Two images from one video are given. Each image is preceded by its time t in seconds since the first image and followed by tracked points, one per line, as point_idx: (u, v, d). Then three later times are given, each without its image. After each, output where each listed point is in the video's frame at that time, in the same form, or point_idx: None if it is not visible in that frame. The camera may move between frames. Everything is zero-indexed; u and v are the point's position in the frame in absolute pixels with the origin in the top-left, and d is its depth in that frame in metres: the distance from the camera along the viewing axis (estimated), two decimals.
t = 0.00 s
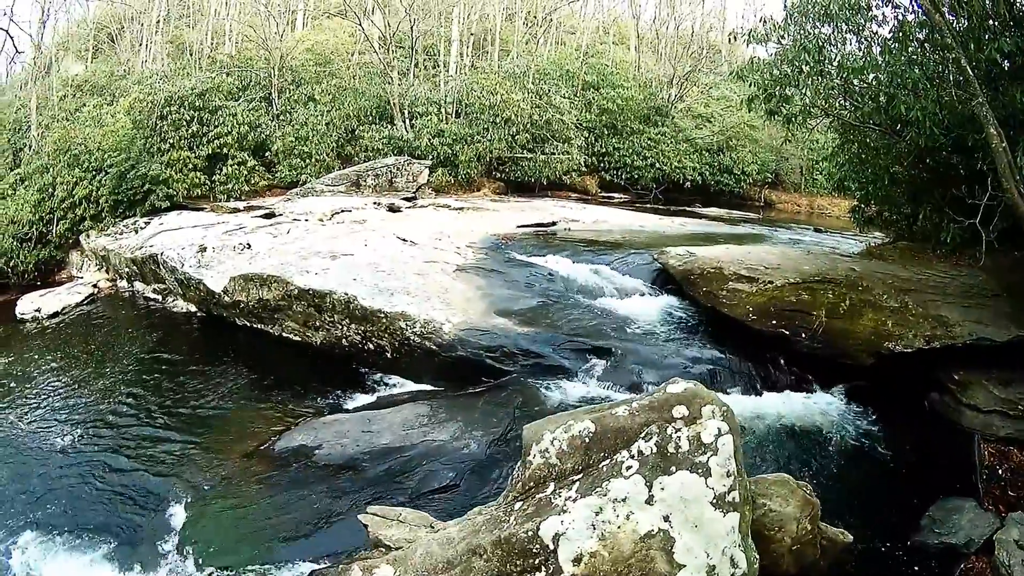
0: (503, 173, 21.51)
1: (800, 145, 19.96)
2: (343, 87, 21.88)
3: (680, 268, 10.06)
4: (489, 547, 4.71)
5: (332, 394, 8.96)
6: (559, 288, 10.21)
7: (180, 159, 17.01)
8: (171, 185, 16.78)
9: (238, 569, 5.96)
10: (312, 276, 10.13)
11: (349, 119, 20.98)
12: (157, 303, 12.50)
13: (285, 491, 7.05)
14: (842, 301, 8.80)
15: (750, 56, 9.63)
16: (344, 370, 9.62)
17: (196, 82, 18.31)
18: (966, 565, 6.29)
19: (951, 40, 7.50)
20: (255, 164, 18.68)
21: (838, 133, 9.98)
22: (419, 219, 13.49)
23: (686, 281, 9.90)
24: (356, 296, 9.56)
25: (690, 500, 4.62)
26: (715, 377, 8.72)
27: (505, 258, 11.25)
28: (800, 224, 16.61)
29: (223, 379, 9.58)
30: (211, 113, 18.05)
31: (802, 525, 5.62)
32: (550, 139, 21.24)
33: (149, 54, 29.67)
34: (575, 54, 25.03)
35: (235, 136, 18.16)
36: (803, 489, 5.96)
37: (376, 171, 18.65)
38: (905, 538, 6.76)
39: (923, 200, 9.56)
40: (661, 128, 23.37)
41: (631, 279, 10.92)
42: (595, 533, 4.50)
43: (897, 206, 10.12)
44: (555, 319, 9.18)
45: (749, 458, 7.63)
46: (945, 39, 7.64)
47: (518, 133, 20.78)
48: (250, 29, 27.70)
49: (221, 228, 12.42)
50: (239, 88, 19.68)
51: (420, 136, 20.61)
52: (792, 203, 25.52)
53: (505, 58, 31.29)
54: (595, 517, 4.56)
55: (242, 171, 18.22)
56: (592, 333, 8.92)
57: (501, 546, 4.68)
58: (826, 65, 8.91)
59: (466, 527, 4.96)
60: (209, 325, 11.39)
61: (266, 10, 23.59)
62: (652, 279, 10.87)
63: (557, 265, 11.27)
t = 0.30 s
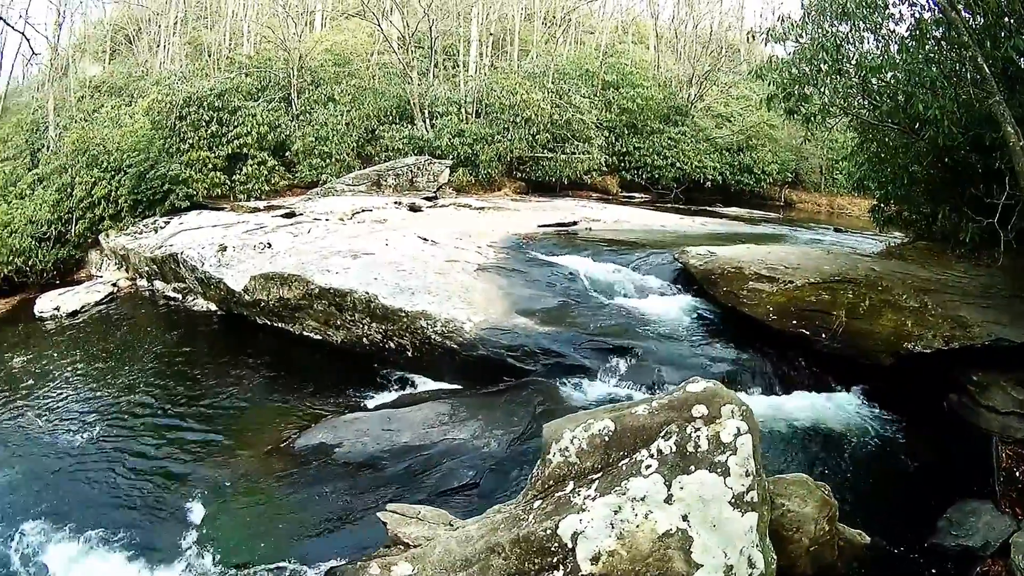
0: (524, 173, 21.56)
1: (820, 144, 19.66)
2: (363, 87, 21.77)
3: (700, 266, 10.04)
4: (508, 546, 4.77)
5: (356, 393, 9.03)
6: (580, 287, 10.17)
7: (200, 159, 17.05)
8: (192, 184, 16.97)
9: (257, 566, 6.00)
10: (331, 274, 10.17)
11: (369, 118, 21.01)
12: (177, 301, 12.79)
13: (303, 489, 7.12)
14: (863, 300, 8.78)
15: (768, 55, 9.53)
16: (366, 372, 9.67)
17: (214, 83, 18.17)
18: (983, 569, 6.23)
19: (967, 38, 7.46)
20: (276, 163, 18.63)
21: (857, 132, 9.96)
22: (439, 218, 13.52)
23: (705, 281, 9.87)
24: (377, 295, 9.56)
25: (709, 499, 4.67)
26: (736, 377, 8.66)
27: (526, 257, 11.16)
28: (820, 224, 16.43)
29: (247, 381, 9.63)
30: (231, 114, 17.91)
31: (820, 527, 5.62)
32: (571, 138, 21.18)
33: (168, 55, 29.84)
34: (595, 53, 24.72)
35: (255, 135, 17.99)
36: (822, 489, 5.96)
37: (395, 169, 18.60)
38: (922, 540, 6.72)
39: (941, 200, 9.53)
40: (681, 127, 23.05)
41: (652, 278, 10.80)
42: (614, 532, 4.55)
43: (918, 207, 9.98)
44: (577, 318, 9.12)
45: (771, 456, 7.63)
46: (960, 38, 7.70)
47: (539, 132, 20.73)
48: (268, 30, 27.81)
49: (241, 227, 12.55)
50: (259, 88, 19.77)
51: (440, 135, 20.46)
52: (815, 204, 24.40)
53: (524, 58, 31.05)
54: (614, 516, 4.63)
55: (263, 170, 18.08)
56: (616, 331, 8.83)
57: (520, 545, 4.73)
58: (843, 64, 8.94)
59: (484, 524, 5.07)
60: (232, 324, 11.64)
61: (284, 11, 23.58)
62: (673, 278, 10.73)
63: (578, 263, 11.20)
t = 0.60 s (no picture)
0: (553, 170, 21.54)
1: (846, 146, 19.26)
2: (393, 83, 21.62)
3: (728, 267, 10.03)
4: (530, 544, 4.85)
5: (384, 389, 9.09)
6: (610, 286, 10.12)
7: (229, 154, 17.28)
8: (220, 179, 17.20)
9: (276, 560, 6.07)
10: (360, 270, 10.26)
11: (399, 115, 20.91)
12: (203, 295, 13.25)
13: (329, 482, 7.21)
14: (889, 303, 8.72)
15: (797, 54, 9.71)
16: (394, 367, 9.75)
17: (244, 78, 18.38)
18: None
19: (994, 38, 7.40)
20: (305, 159, 18.67)
21: (884, 133, 9.89)
22: (468, 215, 13.55)
23: (733, 282, 9.90)
24: (405, 290, 9.65)
25: (731, 501, 4.59)
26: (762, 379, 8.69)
27: (556, 256, 11.07)
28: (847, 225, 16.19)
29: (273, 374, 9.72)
30: (259, 109, 18.13)
31: (842, 531, 5.55)
32: (601, 137, 21.02)
33: (197, 51, 30.09)
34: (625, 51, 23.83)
35: (284, 130, 18.02)
36: (844, 493, 5.89)
37: (425, 167, 18.59)
38: (939, 549, 6.64)
39: (968, 203, 9.42)
40: (710, 127, 22.38)
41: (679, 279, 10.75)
42: (636, 532, 4.51)
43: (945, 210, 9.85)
44: (605, 318, 9.06)
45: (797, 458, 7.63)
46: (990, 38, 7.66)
47: (568, 130, 20.72)
48: (296, 27, 27.87)
49: (268, 222, 12.72)
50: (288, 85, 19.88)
51: (470, 133, 20.24)
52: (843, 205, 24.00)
53: (553, 58, 30.50)
54: (636, 516, 4.57)
55: (292, 165, 18.19)
56: (643, 331, 8.78)
57: (542, 542, 4.79)
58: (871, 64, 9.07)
59: (507, 521, 5.18)
60: (259, 318, 11.91)
61: (312, 7, 23.53)
62: (701, 279, 10.70)
63: (607, 262, 11.18)
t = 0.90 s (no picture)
0: (586, 166, 19.84)
1: (876, 145, 18.69)
2: (424, 78, 21.04)
3: (760, 265, 9.91)
4: (556, 540, 4.86)
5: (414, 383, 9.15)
6: (643, 283, 9.93)
7: (260, 148, 17.40)
8: (251, 172, 17.30)
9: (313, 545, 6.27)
10: (392, 264, 10.33)
11: (430, 109, 20.27)
12: (234, 287, 13.48)
13: (356, 475, 7.26)
14: (920, 304, 8.67)
15: (828, 52, 9.86)
16: (424, 361, 9.81)
17: (275, 73, 18.36)
18: None
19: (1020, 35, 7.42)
20: (337, 153, 18.73)
21: (914, 132, 9.82)
22: (500, 208, 13.33)
23: (765, 280, 9.76)
24: (436, 285, 9.69)
25: (757, 501, 4.57)
26: (790, 378, 8.66)
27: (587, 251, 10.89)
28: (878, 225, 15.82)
29: (300, 372, 9.79)
30: (289, 104, 18.12)
31: (866, 534, 5.52)
32: (632, 133, 19.37)
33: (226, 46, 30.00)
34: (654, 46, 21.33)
35: (316, 124, 18.18)
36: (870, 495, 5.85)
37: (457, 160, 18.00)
38: (964, 554, 6.49)
39: (998, 203, 9.30)
40: (742, 124, 20.21)
41: (711, 275, 10.48)
42: (662, 530, 4.54)
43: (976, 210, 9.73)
44: (637, 314, 9.02)
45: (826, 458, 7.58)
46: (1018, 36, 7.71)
47: (601, 126, 19.07)
48: (326, 21, 27.55)
49: (301, 216, 12.88)
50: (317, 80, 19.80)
51: (501, 128, 19.21)
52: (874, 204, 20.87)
53: (584, 53, 29.46)
54: (663, 514, 4.60)
55: (323, 160, 18.34)
56: (678, 328, 8.70)
57: (569, 538, 4.81)
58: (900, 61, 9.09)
59: (536, 518, 5.22)
60: (290, 310, 12.10)
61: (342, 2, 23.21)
62: (732, 276, 10.44)
63: (638, 257, 10.92)
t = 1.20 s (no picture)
0: (620, 165, 19.01)
1: (906, 147, 18.47)
2: (458, 76, 20.77)
3: (792, 266, 9.82)
4: (582, 539, 4.80)
5: (448, 378, 9.26)
6: (675, 283, 9.87)
7: (293, 144, 17.55)
8: (284, 168, 17.31)
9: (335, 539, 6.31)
10: (425, 260, 10.36)
11: (465, 106, 19.85)
12: (264, 280, 13.76)
13: (382, 470, 7.29)
14: (950, 310, 8.50)
15: (859, 53, 9.80)
16: (456, 356, 9.93)
17: (309, 69, 18.53)
18: None
19: None
20: (371, 149, 18.53)
21: (947, 135, 9.76)
22: (533, 206, 13.22)
23: (796, 282, 9.69)
24: (470, 282, 9.69)
25: (785, 505, 4.51)
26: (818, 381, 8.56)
27: (621, 251, 10.81)
28: (910, 228, 15.56)
29: (331, 365, 9.90)
30: (323, 99, 18.23)
31: (892, 541, 5.42)
32: (666, 133, 18.38)
33: (257, 43, 30.10)
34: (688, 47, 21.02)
35: (349, 120, 18.10)
36: (896, 502, 5.77)
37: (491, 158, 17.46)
38: (983, 562, 6.34)
39: None
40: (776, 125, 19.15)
41: (743, 277, 10.36)
42: (690, 532, 4.47)
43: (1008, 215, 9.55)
44: (669, 313, 8.98)
45: (855, 461, 7.49)
46: None
47: (634, 125, 18.17)
48: (358, 17, 27.48)
49: (333, 211, 12.98)
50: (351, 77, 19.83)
51: (537, 126, 18.74)
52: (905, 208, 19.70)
53: (617, 52, 29.20)
54: (691, 516, 4.54)
55: (358, 155, 18.15)
56: (710, 330, 8.62)
57: (596, 540, 4.72)
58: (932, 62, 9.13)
59: (564, 517, 5.16)
60: (322, 305, 12.31)
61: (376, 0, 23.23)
62: (765, 277, 10.33)
63: (671, 257, 10.84)
